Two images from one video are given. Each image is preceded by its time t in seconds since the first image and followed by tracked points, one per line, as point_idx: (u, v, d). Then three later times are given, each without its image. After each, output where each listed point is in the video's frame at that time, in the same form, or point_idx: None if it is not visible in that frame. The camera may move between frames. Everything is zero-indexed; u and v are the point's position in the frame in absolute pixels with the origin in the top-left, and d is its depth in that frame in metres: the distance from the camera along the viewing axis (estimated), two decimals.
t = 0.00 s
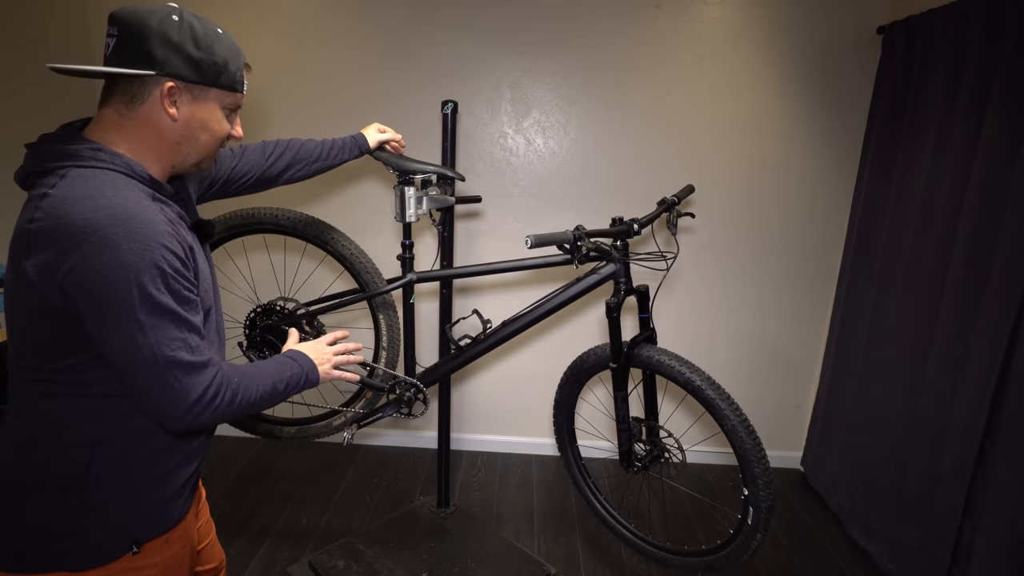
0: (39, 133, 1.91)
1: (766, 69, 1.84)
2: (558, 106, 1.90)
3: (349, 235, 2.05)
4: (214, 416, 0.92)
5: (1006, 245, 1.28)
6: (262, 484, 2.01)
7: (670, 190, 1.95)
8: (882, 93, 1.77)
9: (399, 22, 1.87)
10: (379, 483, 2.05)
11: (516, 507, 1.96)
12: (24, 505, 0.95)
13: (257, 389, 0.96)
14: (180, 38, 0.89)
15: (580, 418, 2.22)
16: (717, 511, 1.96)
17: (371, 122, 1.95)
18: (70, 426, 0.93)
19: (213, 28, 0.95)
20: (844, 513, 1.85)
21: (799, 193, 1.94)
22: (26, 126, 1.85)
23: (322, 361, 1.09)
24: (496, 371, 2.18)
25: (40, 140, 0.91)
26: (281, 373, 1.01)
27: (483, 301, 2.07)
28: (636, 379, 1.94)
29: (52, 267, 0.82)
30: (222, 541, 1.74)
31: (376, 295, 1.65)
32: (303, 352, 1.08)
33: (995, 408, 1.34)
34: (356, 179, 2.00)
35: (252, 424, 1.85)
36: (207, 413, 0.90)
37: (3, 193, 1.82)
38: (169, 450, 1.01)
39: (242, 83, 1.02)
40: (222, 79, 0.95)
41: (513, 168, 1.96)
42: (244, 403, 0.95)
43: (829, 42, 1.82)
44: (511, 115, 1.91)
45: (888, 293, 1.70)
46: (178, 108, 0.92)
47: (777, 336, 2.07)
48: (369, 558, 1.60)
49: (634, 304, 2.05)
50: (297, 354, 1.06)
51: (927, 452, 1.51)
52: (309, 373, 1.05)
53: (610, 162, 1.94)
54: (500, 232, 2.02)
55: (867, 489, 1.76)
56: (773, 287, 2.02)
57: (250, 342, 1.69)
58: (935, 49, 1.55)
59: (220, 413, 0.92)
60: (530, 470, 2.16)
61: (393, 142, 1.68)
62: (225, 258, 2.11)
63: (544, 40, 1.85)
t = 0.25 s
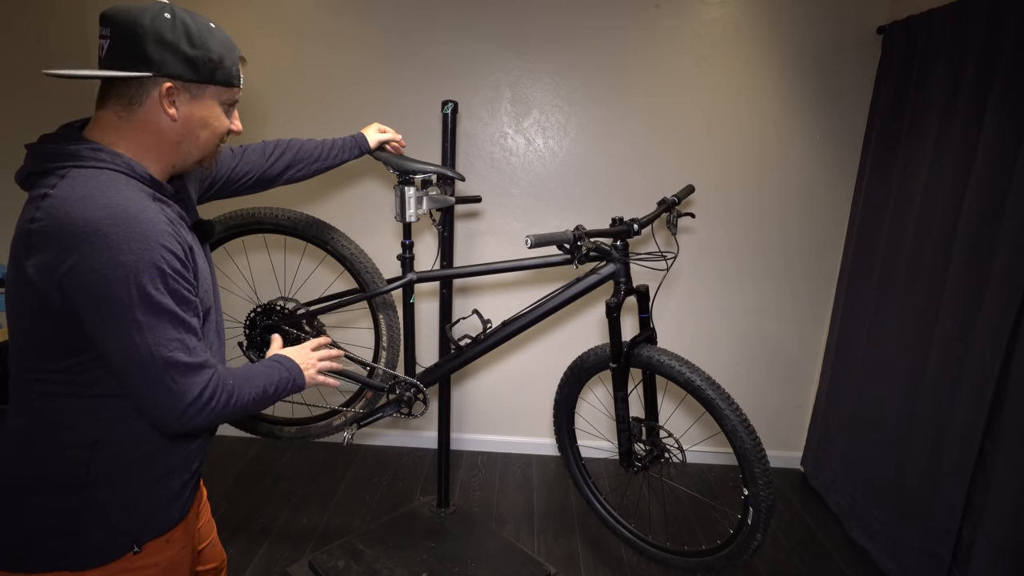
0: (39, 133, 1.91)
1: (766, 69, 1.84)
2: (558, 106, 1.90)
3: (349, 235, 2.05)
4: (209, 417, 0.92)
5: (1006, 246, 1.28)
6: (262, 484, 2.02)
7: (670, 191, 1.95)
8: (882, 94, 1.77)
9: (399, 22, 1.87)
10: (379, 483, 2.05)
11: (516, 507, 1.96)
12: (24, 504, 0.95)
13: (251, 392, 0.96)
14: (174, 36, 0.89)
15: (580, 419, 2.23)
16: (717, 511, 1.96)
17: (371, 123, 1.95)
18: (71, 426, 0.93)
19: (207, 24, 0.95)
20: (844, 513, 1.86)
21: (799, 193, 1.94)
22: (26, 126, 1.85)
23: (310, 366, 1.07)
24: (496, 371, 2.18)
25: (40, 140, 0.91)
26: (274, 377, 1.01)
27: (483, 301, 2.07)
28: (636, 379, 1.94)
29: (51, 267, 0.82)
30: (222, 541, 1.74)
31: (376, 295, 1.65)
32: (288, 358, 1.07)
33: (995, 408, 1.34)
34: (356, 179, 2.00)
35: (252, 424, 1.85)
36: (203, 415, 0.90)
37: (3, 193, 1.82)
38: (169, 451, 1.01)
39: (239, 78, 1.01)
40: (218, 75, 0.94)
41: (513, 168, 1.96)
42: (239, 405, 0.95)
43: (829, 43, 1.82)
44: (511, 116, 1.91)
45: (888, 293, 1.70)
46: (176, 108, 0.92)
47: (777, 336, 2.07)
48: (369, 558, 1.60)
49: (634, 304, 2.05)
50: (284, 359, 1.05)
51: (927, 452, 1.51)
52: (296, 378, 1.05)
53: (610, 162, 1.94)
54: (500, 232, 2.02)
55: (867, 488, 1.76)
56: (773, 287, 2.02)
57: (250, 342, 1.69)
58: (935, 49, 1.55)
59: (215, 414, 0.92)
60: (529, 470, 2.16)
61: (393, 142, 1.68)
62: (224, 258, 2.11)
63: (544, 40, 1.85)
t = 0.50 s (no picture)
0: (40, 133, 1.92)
1: (766, 69, 1.84)
2: (558, 106, 1.90)
3: (349, 235, 2.05)
4: (184, 328, 1.02)
5: (1006, 249, 1.28)
6: (263, 484, 2.02)
7: (670, 190, 1.95)
8: (883, 94, 1.76)
9: (400, 22, 1.87)
10: (379, 483, 2.05)
11: (516, 507, 1.95)
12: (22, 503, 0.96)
13: (227, 309, 1.04)
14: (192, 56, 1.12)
15: (580, 418, 2.22)
16: (717, 511, 1.96)
17: (371, 123, 1.95)
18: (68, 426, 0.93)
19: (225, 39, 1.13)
20: (845, 513, 1.85)
21: (799, 192, 1.93)
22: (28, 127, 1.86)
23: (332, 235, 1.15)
24: (496, 370, 2.18)
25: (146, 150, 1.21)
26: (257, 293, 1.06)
27: (482, 301, 2.07)
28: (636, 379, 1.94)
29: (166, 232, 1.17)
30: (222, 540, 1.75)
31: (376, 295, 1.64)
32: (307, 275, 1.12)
33: (995, 409, 1.33)
34: (356, 179, 2.00)
35: (252, 424, 1.85)
36: (172, 324, 1.00)
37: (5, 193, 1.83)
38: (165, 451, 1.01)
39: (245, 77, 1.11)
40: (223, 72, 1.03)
41: (513, 168, 1.96)
42: (213, 319, 1.03)
43: (830, 42, 1.81)
44: (511, 116, 1.91)
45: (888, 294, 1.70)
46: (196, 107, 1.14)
47: (777, 336, 2.07)
48: (368, 557, 1.60)
49: (634, 304, 2.05)
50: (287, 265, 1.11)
51: (927, 453, 1.51)
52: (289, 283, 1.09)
53: (610, 162, 1.94)
54: (499, 232, 2.02)
55: (867, 489, 1.75)
56: (773, 287, 2.02)
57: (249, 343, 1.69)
58: (935, 51, 1.54)
59: (188, 326, 1.02)
60: (529, 470, 2.16)
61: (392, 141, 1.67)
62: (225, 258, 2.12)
63: (544, 40, 1.85)
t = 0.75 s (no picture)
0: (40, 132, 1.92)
1: (766, 69, 1.84)
2: (558, 106, 1.90)
3: (349, 235, 2.05)
4: (190, 325, 1.02)
5: (1006, 248, 1.28)
6: (263, 484, 2.02)
7: (670, 191, 1.95)
8: (883, 94, 1.76)
9: (400, 22, 1.87)
10: (379, 483, 2.05)
11: (516, 507, 1.95)
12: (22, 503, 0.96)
13: (232, 306, 1.04)
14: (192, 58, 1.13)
15: (580, 418, 2.23)
16: (717, 511, 1.96)
17: (371, 123, 1.95)
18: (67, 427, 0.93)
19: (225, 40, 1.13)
20: (845, 513, 1.85)
21: (799, 192, 1.93)
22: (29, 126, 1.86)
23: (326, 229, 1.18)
24: (496, 370, 2.19)
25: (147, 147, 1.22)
26: (261, 289, 1.08)
27: (482, 301, 2.07)
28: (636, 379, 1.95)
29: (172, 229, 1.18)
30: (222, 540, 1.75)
31: (376, 295, 1.64)
32: (305, 267, 1.14)
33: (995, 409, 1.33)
34: (356, 179, 2.00)
35: (252, 424, 1.85)
36: (179, 321, 1.00)
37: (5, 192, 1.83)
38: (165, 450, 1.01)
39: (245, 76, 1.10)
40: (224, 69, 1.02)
41: (513, 168, 1.96)
42: (219, 316, 1.04)
43: (830, 42, 1.81)
44: (511, 116, 1.91)
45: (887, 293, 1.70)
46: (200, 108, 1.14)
47: (777, 336, 2.07)
48: (369, 557, 1.60)
49: (634, 304, 2.05)
50: (288, 262, 1.12)
51: (927, 453, 1.51)
52: (291, 279, 1.11)
53: (610, 162, 1.94)
54: (499, 232, 2.02)
55: (867, 489, 1.76)
56: (773, 287, 2.02)
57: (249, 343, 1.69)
58: (935, 50, 1.54)
59: (194, 323, 1.02)
60: (529, 470, 2.16)
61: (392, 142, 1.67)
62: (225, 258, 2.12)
63: (544, 40, 1.85)
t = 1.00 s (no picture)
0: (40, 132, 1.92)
1: (766, 69, 1.84)
2: (558, 106, 1.90)
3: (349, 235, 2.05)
4: (202, 318, 1.02)
5: (1006, 248, 1.28)
6: (262, 484, 2.02)
7: (670, 191, 1.95)
8: (883, 94, 1.76)
9: (400, 22, 1.87)
10: (379, 483, 2.05)
11: (516, 507, 1.95)
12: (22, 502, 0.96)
13: (242, 295, 1.04)
14: (191, 56, 1.11)
15: (580, 419, 2.23)
16: (717, 511, 1.95)
17: (371, 123, 1.95)
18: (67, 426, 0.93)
19: (225, 39, 1.12)
20: (845, 513, 1.85)
21: (799, 193, 1.93)
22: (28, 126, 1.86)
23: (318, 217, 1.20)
24: (496, 371, 2.19)
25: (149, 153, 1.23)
26: (268, 279, 1.08)
27: (482, 301, 2.07)
28: (636, 378, 1.96)
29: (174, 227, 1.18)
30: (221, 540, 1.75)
31: (376, 295, 1.64)
32: (300, 251, 1.14)
33: (995, 409, 1.33)
34: (356, 180, 2.00)
35: (252, 424, 1.85)
36: (192, 313, 1.00)
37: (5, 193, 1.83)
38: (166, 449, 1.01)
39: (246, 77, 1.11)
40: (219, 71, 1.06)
41: (513, 168, 1.96)
42: (231, 307, 1.03)
43: (829, 43, 1.81)
44: (511, 116, 1.91)
45: (887, 293, 1.70)
46: (199, 108, 1.14)
47: (777, 337, 2.07)
48: (369, 558, 1.60)
49: (634, 304, 2.05)
50: (287, 250, 1.12)
51: (927, 453, 1.51)
52: (296, 269, 1.11)
53: (610, 162, 1.94)
54: (499, 232, 2.02)
55: (867, 489, 1.75)
56: (773, 287, 2.02)
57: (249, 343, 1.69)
58: (935, 49, 1.54)
59: (207, 315, 1.02)
60: (529, 470, 2.16)
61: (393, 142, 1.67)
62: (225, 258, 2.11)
63: (544, 40, 1.85)
